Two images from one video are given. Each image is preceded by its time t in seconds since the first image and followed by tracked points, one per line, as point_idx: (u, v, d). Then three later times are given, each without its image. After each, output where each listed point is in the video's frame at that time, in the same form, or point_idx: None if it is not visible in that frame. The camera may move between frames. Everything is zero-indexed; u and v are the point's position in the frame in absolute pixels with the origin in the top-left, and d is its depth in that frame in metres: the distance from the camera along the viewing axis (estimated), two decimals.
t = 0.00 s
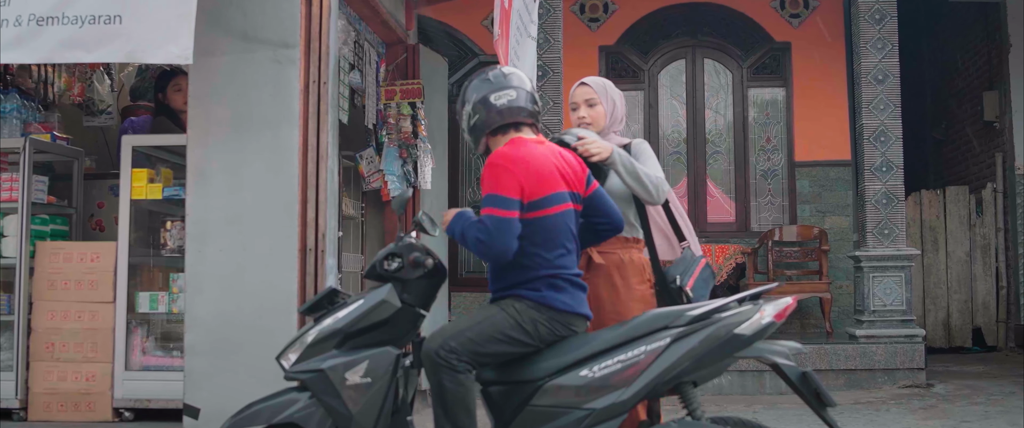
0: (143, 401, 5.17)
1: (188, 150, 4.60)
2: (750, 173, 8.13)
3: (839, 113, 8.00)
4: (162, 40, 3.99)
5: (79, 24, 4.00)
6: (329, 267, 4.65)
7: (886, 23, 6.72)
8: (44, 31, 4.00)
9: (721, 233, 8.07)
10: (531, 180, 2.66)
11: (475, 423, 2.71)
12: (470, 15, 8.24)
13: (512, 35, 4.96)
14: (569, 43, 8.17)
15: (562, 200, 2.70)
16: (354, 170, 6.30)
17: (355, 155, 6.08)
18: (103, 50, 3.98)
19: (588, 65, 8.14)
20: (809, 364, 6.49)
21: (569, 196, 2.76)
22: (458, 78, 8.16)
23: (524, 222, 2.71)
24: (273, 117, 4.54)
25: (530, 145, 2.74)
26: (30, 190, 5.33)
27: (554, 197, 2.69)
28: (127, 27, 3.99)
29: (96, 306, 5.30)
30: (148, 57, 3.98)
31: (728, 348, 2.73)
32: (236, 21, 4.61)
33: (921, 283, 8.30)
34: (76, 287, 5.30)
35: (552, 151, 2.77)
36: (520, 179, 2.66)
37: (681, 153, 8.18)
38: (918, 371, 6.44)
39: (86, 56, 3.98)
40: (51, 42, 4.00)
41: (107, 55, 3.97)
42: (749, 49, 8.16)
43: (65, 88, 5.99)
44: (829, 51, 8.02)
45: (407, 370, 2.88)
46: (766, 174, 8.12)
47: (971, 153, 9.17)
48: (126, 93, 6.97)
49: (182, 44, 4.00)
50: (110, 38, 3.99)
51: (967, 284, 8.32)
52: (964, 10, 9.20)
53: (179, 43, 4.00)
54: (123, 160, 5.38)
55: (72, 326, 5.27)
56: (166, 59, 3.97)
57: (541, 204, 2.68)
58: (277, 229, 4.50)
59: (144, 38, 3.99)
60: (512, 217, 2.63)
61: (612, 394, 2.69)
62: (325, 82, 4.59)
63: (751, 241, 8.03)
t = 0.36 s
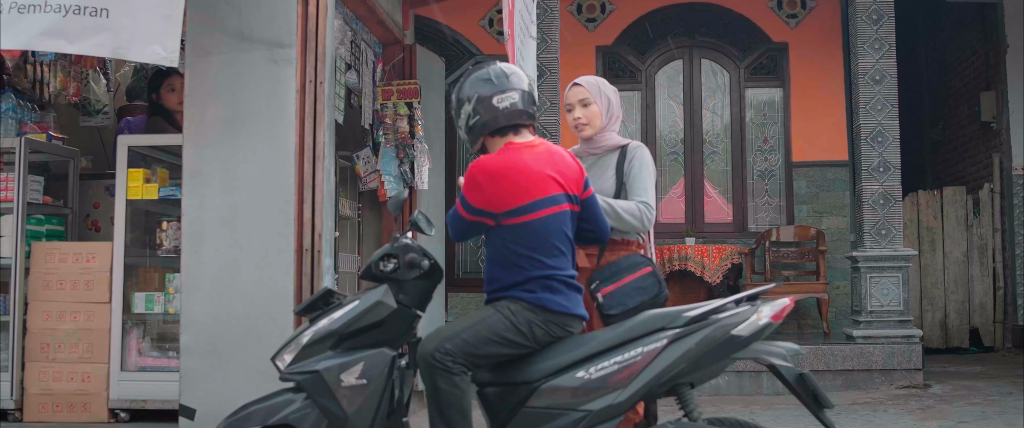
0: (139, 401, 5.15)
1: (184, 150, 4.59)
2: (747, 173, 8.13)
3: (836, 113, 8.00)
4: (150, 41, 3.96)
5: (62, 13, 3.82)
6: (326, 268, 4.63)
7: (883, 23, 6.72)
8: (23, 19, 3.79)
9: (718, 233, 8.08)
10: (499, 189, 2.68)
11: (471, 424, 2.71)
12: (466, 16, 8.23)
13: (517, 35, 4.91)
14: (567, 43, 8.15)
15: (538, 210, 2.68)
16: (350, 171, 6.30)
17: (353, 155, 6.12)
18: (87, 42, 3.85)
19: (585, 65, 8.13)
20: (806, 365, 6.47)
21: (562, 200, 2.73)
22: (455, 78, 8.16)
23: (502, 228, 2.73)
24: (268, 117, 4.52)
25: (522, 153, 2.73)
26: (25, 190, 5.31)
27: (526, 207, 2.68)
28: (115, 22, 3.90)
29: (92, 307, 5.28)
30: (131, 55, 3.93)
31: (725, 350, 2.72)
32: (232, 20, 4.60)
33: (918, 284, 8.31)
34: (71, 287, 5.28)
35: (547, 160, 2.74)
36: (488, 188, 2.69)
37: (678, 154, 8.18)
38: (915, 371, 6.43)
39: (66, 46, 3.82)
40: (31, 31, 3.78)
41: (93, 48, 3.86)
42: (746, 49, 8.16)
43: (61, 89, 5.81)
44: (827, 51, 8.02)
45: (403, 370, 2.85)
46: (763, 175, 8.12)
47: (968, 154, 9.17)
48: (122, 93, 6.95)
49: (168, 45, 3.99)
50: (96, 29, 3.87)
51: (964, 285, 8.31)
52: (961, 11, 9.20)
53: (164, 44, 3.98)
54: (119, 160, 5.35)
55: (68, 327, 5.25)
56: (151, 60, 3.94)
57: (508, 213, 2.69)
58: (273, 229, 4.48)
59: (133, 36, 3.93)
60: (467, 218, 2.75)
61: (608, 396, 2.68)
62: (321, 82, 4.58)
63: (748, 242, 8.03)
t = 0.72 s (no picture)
0: (136, 402, 5.14)
1: (180, 150, 4.57)
2: (745, 174, 8.12)
3: (835, 113, 7.99)
4: None
5: None
6: (322, 268, 4.61)
7: (882, 23, 6.71)
8: None
9: (716, 233, 8.07)
10: (512, 188, 2.66)
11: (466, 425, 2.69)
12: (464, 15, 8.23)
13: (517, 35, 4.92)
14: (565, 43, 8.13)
15: (545, 208, 2.68)
16: (348, 171, 6.30)
17: (350, 155, 6.07)
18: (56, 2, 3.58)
19: (583, 65, 8.12)
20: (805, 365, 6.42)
21: (565, 200, 2.73)
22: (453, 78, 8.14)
23: (507, 224, 2.71)
24: (265, 117, 4.51)
25: (530, 150, 2.72)
26: (22, 190, 5.29)
27: (537, 205, 2.67)
28: None
29: (89, 307, 5.27)
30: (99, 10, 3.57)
31: (721, 350, 2.70)
32: (228, 20, 4.58)
33: (917, 284, 8.30)
34: (67, 288, 5.26)
35: (555, 161, 2.74)
36: (501, 186, 2.67)
37: (677, 154, 8.17)
38: (914, 372, 6.41)
39: (34, 6, 3.52)
40: None
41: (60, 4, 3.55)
42: (745, 49, 8.15)
43: (59, 88, 5.80)
44: (826, 51, 8.01)
45: (399, 371, 2.85)
46: (761, 175, 8.11)
47: (966, 154, 9.17)
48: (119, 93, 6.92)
49: (139, 3, 3.60)
50: None
51: (962, 285, 8.31)
52: (960, 11, 9.20)
53: (134, 2, 3.59)
54: (115, 161, 5.32)
55: (64, 327, 5.23)
56: (116, 16, 3.55)
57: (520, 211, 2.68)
58: (270, 229, 4.47)
59: None
60: (474, 217, 2.69)
61: (604, 397, 2.67)
62: (318, 82, 4.56)
63: (747, 242, 8.02)
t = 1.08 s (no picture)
0: (132, 403, 5.11)
1: (177, 150, 4.55)
2: (743, 174, 8.10)
3: (832, 114, 8.00)
4: None
5: None
6: (320, 268, 4.60)
7: (880, 23, 6.70)
8: None
9: (714, 234, 8.06)
10: (548, 177, 2.67)
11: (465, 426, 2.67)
12: (462, 16, 8.22)
13: (515, 36, 4.90)
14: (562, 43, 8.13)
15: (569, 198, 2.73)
16: (346, 171, 6.28)
17: (348, 156, 6.04)
18: None
19: (579, 66, 8.13)
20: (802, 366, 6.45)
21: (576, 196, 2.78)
22: (451, 78, 8.13)
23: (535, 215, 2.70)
24: (262, 117, 4.49)
25: (550, 141, 2.76)
26: (17, 190, 5.27)
27: (565, 196, 2.72)
28: None
29: (85, 307, 5.24)
30: None
31: (721, 352, 2.69)
32: (226, 19, 4.56)
33: (915, 284, 8.29)
34: (64, 288, 5.24)
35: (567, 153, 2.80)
36: (540, 172, 2.65)
37: (675, 154, 8.16)
38: (913, 372, 6.40)
39: None
40: None
41: None
42: (743, 49, 8.14)
43: (54, 88, 5.78)
44: (824, 51, 8.01)
45: (397, 371, 2.85)
46: (759, 175, 8.10)
47: (964, 154, 9.17)
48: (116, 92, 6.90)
49: None
50: None
51: (960, 285, 8.31)
52: (957, 11, 9.20)
53: None
54: (111, 160, 5.31)
55: (60, 328, 5.21)
56: None
57: (552, 202, 2.70)
58: (267, 230, 4.45)
59: None
60: (518, 207, 2.62)
61: (603, 398, 2.66)
62: (316, 82, 4.54)
63: (745, 242, 8.01)
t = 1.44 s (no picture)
0: (129, 403, 5.09)
1: (174, 150, 4.53)
2: (742, 174, 8.09)
3: (831, 113, 7.99)
4: None
5: None
6: (317, 268, 4.58)
7: (879, 23, 6.70)
8: None
9: (713, 234, 8.04)
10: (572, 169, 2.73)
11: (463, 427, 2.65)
12: (460, 15, 8.21)
13: (511, 35, 4.89)
14: (560, 44, 8.13)
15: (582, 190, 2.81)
16: (343, 171, 6.25)
17: (345, 155, 6.03)
18: None
19: (576, 67, 8.14)
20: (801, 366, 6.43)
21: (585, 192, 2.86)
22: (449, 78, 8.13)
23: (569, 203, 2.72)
24: (260, 116, 4.47)
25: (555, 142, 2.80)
26: (14, 190, 5.24)
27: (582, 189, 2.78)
28: None
29: (81, 308, 5.21)
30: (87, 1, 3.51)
31: (720, 352, 2.68)
32: (223, 18, 4.55)
33: (913, 285, 8.28)
34: (60, 289, 5.21)
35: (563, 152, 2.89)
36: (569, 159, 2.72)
37: (673, 155, 8.14)
38: (911, 372, 6.39)
39: None
40: None
41: None
42: (741, 49, 8.13)
43: (51, 88, 5.72)
44: (823, 52, 8.01)
45: (395, 371, 2.83)
46: (758, 175, 8.08)
47: (962, 154, 9.17)
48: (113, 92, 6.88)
49: None
50: None
51: (959, 286, 8.30)
52: (955, 11, 9.19)
53: None
54: (109, 160, 5.29)
55: (57, 328, 5.18)
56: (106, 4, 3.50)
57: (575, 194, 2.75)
58: (264, 230, 4.43)
59: None
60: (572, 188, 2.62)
61: (602, 399, 2.65)
62: (313, 81, 4.53)
63: (744, 243, 7.99)
